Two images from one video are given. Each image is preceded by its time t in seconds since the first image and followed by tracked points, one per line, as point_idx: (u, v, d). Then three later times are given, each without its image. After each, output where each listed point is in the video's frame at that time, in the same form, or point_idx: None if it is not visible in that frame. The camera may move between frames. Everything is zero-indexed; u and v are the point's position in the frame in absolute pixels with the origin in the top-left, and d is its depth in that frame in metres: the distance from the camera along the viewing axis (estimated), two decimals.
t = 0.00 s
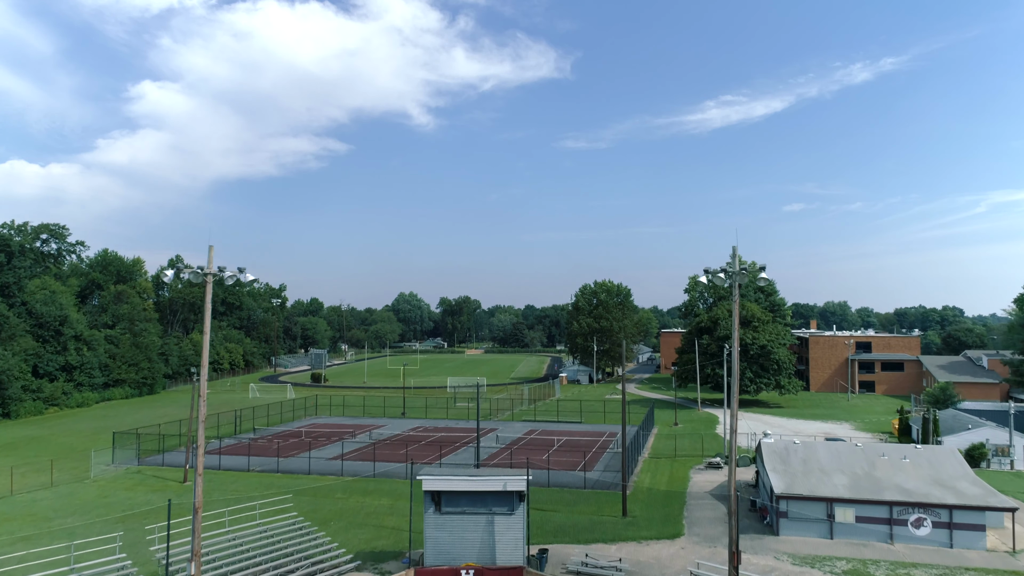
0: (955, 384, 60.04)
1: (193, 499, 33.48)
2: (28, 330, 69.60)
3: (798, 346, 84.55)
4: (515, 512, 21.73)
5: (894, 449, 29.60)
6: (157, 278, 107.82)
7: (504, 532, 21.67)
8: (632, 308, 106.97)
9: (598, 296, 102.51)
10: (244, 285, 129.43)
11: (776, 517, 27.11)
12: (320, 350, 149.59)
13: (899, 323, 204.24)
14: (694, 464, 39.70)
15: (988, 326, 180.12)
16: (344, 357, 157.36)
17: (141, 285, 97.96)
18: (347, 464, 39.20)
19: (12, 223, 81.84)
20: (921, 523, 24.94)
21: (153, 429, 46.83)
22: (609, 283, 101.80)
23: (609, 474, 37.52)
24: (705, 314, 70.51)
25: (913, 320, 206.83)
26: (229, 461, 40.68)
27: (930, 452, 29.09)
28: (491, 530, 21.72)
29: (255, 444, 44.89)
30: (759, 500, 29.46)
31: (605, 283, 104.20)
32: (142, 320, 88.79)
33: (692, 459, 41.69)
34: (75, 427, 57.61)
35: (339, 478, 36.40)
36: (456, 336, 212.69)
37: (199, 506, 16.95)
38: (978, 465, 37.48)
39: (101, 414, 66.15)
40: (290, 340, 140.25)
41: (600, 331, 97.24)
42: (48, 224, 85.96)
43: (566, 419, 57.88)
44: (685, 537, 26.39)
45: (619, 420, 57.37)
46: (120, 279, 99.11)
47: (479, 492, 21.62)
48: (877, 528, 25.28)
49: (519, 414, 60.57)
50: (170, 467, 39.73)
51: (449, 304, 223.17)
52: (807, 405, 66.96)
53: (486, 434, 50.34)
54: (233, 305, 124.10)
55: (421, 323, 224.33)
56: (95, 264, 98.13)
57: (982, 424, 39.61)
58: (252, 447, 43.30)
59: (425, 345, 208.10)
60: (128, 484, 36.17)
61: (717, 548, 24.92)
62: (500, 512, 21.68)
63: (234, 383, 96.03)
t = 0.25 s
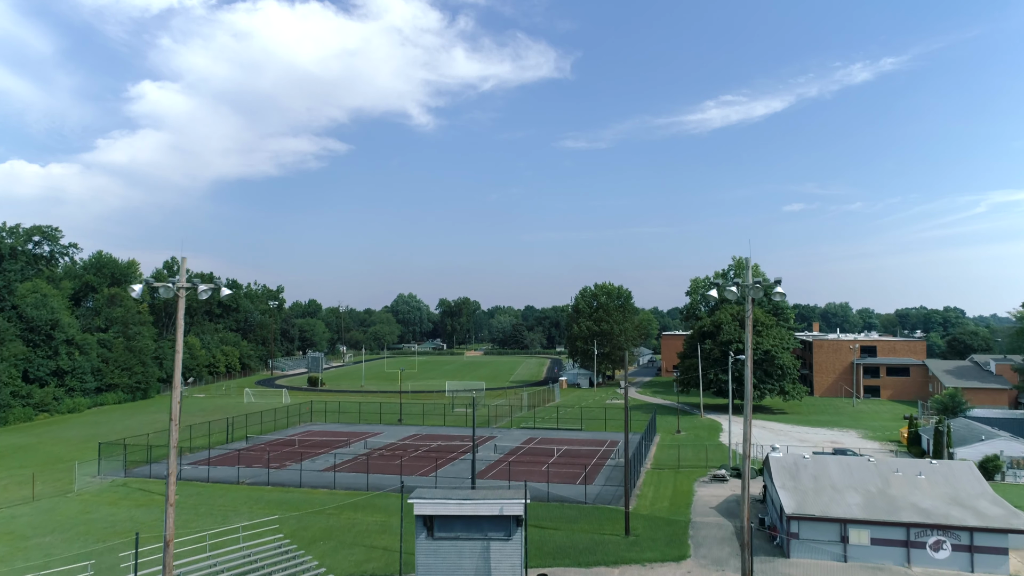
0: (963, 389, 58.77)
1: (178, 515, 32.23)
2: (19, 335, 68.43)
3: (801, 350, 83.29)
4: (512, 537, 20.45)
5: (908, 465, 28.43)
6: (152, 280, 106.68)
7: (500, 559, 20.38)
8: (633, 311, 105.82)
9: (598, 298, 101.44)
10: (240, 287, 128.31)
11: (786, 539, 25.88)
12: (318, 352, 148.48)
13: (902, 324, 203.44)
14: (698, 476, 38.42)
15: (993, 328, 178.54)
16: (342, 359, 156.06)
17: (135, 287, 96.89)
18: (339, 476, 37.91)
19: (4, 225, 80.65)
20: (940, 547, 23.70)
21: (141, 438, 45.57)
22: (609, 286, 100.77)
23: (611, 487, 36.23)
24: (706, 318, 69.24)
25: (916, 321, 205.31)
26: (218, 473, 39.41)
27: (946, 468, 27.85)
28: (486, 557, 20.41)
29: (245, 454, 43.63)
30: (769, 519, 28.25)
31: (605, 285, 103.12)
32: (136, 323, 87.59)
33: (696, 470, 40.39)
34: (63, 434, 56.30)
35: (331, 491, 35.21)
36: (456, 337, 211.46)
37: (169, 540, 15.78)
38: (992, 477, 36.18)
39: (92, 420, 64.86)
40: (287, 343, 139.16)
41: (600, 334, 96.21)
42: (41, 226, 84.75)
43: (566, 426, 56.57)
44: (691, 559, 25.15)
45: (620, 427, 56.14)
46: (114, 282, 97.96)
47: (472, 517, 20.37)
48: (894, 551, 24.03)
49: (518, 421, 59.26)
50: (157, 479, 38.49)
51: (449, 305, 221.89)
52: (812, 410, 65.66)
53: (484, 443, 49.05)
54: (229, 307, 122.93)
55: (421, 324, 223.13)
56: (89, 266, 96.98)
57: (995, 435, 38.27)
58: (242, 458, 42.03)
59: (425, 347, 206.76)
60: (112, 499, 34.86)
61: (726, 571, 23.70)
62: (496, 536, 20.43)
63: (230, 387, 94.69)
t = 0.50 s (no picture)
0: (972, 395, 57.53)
1: (162, 531, 30.99)
2: (9, 339, 67.27)
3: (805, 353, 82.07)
4: (509, 564, 19.23)
5: (923, 481, 27.23)
6: (146, 282, 105.54)
7: None
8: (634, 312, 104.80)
9: (599, 300, 100.35)
10: (237, 289, 127.16)
11: (798, 562, 24.63)
12: (316, 354, 147.41)
13: (903, 325, 202.62)
14: (703, 489, 37.21)
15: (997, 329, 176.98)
16: (340, 360, 154.89)
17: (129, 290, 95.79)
18: (332, 488, 36.67)
19: None
20: (961, 572, 22.48)
21: (129, 447, 44.30)
22: (610, 287, 99.69)
23: (613, 501, 35.02)
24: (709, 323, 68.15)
25: (919, 322, 203.96)
26: (206, 484, 38.15)
27: (964, 485, 26.67)
28: None
29: (236, 463, 42.39)
30: (779, 539, 27.01)
31: (605, 287, 102.03)
32: (130, 326, 86.43)
33: (700, 481, 39.19)
34: (51, 441, 54.97)
35: (322, 505, 34.00)
36: (455, 338, 210.17)
37: None
38: (1007, 490, 34.92)
39: (82, 425, 63.57)
40: (284, 345, 138.09)
41: (601, 337, 95.33)
42: (33, 228, 83.55)
43: (566, 433, 55.32)
44: None
45: (621, 434, 54.92)
46: (108, 284, 96.80)
47: (467, 544, 19.13)
48: None
49: (517, 427, 57.99)
50: (144, 491, 37.25)
51: (448, 305, 220.57)
52: (816, 416, 64.43)
53: (481, 452, 47.83)
54: (226, 309, 121.76)
55: (420, 324, 221.93)
56: (83, 268, 95.83)
57: (1009, 445, 36.99)
58: (232, 468, 40.79)
59: (424, 347, 205.45)
60: (95, 514, 33.57)
61: None
62: (492, 564, 19.19)
63: (225, 391, 93.43)
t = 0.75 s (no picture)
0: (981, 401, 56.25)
1: (146, 548, 29.71)
2: None
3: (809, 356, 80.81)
4: None
5: (941, 499, 26.00)
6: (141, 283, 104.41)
7: None
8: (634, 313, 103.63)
9: (599, 302, 99.21)
10: (233, 290, 125.96)
11: None
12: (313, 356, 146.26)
13: (904, 326, 201.56)
14: (708, 502, 35.99)
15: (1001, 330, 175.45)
16: (338, 361, 153.71)
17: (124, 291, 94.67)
18: (323, 501, 35.41)
19: None
20: None
21: (115, 458, 43.02)
22: (610, 289, 98.55)
23: (615, 514, 33.81)
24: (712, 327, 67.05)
25: (921, 323, 202.44)
26: (193, 496, 36.89)
27: (984, 503, 25.43)
28: None
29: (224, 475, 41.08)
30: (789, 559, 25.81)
31: (606, 288, 100.87)
32: (123, 328, 85.21)
33: (705, 493, 37.95)
34: (37, 449, 53.56)
35: (313, 520, 32.78)
36: (454, 338, 208.92)
37: None
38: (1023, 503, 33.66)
39: (72, 431, 62.25)
40: (282, 346, 136.97)
41: (601, 340, 94.30)
42: (25, 228, 82.33)
43: (566, 440, 54.05)
44: None
45: (623, 442, 53.68)
46: (102, 285, 95.64)
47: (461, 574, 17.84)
48: None
49: (516, 434, 56.67)
50: (129, 503, 35.99)
51: (447, 305, 219.39)
52: (821, 421, 63.18)
53: (478, 461, 46.46)
54: (222, 310, 120.58)
55: (419, 325, 220.72)
56: (76, 269, 94.64)
57: None
58: (221, 478, 39.52)
59: (423, 348, 204.20)
60: (76, 530, 32.20)
61: None
62: None
63: (219, 394, 92.12)
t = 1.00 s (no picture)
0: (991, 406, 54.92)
1: (127, 566, 28.42)
2: None
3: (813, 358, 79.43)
4: None
5: (960, 518, 24.73)
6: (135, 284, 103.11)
7: None
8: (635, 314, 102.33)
9: (599, 302, 97.88)
10: (229, 290, 124.61)
11: None
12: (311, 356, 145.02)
13: (907, 326, 200.33)
14: (713, 515, 34.72)
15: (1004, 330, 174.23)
16: (337, 361, 152.48)
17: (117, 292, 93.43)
18: (314, 514, 34.11)
19: None
20: None
21: (101, 467, 41.70)
22: (610, 289, 97.25)
23: (616, 528, 32.56)
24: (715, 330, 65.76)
25: (924, 322, 201.18)
26: (179, 509, 35.56)
27: (1006, 523, 24.17)
28: None
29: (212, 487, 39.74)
30: None
31: (606, 289, 99.56)
32: (116, 330, 83.92)
33: (710, 505, 36.70)
34: (24, 456, 52.27)
35: (303, 536, 31.48)
36: (453, 338, 207.55)
37: None
38: None
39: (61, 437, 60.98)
40: (279, 346, 135.74)
41: (603, 341, 93.09)
42: (16, 228, 80.95)
43: (566, 447, 52.76)
44: None
45: (624, 449, 52.40)
46: (95, 286, 94.33)
47: None
48: None
49: (515, 440, 55.36)
50: (113, 516, 34.74)
51: (446, 305, 218.12)
52: (826, 426, 61.89)
53: (475, 470, 45.18)
54: (218, 310, 119.28)
55: (418, 324, 219.44)
56: (69, 270, 93.33)
57: None
58: (208, 490, 38.21)
59: (422, 347, 202.94)
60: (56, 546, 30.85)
61: None
62: None
63: (214, 397, 90.80)
